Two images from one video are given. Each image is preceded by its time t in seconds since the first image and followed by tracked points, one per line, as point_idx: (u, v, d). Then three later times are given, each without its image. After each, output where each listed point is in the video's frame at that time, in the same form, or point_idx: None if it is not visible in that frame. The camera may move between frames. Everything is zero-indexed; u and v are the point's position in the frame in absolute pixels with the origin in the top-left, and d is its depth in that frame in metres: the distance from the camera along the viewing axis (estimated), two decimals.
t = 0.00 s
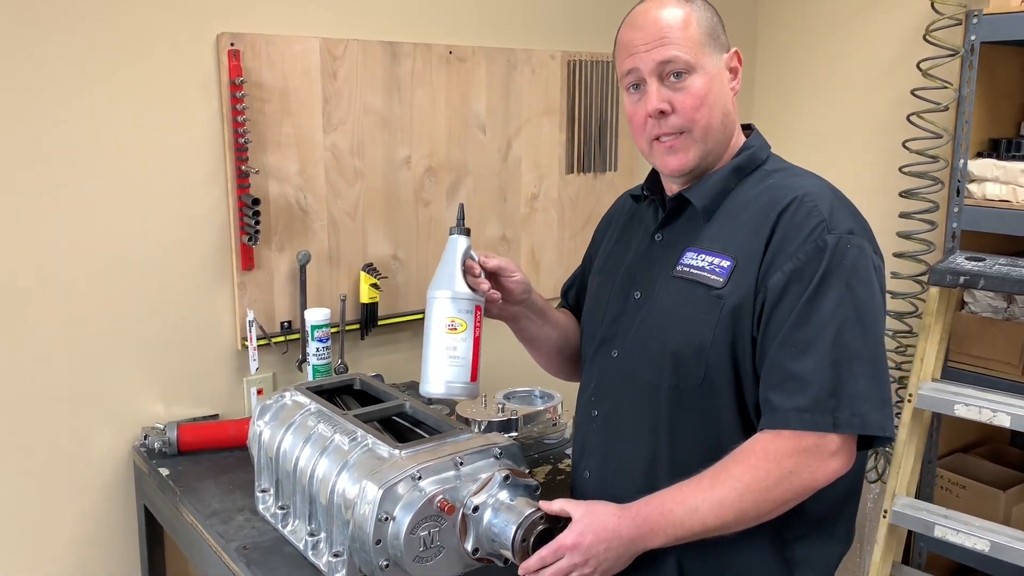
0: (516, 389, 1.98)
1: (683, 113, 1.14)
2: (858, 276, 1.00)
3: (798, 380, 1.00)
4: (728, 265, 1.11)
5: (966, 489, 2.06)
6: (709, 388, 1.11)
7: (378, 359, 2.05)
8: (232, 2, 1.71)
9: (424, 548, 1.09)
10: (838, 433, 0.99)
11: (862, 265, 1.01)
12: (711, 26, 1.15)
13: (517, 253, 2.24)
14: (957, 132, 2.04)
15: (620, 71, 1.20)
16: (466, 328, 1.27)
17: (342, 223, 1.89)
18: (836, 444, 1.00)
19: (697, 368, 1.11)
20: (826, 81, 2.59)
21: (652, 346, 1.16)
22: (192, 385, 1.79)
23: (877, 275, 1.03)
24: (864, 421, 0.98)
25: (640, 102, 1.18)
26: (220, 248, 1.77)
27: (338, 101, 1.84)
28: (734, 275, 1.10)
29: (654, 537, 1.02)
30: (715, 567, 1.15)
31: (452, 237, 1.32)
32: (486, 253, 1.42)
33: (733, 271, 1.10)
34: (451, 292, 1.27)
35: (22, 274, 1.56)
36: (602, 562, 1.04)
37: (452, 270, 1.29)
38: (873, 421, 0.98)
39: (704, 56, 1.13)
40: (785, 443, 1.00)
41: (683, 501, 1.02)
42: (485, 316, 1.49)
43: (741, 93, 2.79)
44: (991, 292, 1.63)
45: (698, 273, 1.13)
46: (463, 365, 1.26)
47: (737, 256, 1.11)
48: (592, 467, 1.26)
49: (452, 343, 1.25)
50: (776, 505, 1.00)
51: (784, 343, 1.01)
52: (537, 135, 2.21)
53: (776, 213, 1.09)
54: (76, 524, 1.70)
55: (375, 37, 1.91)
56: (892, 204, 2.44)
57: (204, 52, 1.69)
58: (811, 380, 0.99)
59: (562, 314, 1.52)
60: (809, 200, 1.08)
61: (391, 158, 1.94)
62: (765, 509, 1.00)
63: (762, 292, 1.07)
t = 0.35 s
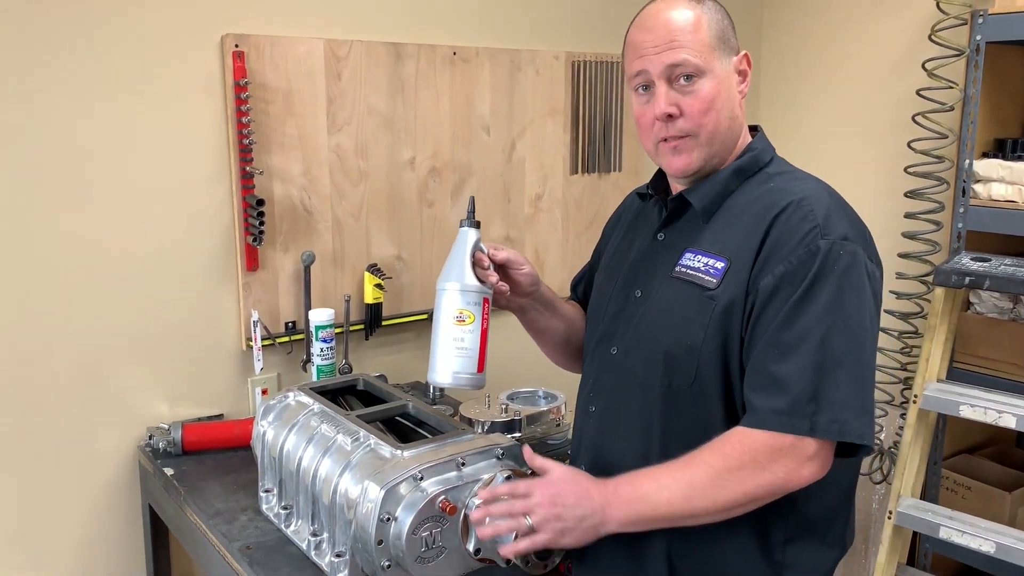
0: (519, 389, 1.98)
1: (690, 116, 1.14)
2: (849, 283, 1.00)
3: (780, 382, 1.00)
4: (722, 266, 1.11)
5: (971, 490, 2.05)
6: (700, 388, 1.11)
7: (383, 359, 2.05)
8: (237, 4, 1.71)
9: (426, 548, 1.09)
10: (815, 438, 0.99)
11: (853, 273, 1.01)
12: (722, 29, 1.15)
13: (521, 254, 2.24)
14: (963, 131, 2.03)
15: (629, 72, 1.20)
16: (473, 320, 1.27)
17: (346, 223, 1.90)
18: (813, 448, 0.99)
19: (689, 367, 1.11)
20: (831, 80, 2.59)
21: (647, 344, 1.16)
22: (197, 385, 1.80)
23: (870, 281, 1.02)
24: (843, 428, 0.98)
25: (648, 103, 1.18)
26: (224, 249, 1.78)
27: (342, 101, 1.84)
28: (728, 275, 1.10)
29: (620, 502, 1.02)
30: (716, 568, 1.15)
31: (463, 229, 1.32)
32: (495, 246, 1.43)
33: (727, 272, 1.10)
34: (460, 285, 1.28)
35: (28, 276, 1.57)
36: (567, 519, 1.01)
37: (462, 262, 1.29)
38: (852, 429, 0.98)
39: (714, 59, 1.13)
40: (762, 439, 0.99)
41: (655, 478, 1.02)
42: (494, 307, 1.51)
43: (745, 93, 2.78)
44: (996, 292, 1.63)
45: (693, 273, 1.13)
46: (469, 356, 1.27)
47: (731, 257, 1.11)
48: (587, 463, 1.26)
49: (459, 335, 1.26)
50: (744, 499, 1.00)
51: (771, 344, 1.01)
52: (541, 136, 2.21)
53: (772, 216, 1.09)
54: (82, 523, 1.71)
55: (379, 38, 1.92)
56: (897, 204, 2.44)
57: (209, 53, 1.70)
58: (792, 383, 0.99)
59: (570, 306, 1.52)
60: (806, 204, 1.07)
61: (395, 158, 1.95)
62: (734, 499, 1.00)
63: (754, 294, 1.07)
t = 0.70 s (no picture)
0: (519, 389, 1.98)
1: (696, 124, 1.13)
2: (842, 282, 0.99)
3: (769, 380, 0.99)
4: (721, 264, 1.10)
5: (974, 491, 2.04)
6: (698, 386, 1.11)
7: (383, 358, 2.05)
8: (237, 3, 1.71)
9: (422, 549, 1.09)
10: (798, 435, 0.98)
11: (848, 273, 1.00)
12: (724, 32, 1.14)
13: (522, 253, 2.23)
14: (966, 131, 2.02)
15: (632, 78, 1.18)
16: (482, 313, 1.27)
17: (346, 222, 1.89)
18: (799, 447, 0.99)
19: (688, 366, 1.11)
20: (834, 79, 2.58)
21: (647, 341, 1.16)
22: (196, 384, 1.80)
23: (866, 281, 1.01)
24: (827, 427, 0.97)
25: (653, 110, 1.17)
26: (224, 248, 1.78)
27: (342, 101, 1.84)
28: (727, 273, 1.09)
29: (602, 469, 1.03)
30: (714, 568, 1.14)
31: (474, 222, 1.32)
32: (507, 238, 1.42)
33: (726, 270, 1.09)
34: (469, 277, 1.28)
35: (27, 274, 1.57)
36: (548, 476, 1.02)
37: (473, 254, 1.29)
38: (835, 428, 0.97)
39: (718, 64, 1.12)
40: (748, 432, 0.99)
41: (642, 458, 1.03)
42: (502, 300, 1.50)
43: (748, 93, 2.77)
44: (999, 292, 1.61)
45: (693, 272, 1.13)
46: (477, 348, 1.27)
47: (730, 256, 1.10)
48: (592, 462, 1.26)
49: (468, 327, 1.26)
50: (724, 488, 1.00)
51: (761, 342, 1.01)
52: (542, 135, 2.21)
53: (771, 214, 1.08)
54: (81, 522, 1.71)
55: (379, 37, 1.91)
56: (900, 204, 2.42)
57: (209, 52, 1.69)
58: (780, 381, 0.98)
59: (580, 301, 1.52)
60: (805, 202, 1.06)
61: (396, 157, 1.94)
62: (715, 486, 1.00)
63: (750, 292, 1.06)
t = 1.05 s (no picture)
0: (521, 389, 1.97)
1: (704, 114, 1.12)
2: (853, 280, 0.98)
3: (783, 381, 0.98)
4: (729, 264, 1.09)
5: (978, 494, 2.02)
6: (707, 389, 1.10)
7: (384, 358, 2.05)
8: (238, 3, 1.71)
9: (419, 550, 1.09)
10: (817, 437, 0.97)
11: (858, 269, 0.99)
12: (734, 27, 1.14)
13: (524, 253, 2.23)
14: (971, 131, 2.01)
15: (641, 67, 1.18)
16: (487, 321, 1.26)
17: (347, 222, 1.89)
18: (814, 448, 0.98)
19: (697, 368, 1.10)
20: (838, 79, 2.57)
21: (655, 344, 1.15)
22: (197, 384, 1.80)
23: (875, 278, 1.00)
24: (845, 427, 0.96)
25: (660, 100, 1.16)
26: (224, 247, 1.78)
27: (343, 100, 1.84)
28: (734, 274, 1.08)
29: (629, 520, 1.03)
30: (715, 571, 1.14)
31: (476, 230, 1.31)
32: (508, 245, 1.42)
33: (733, 270, 1.09)
34: (473, 286, 1.27)
35: (27, 274, 1.57)
36: (581, 544, 1.03)
37: (478, 261, 1.27)
38: (854, 428, 0.96)
39: (727, 57, 1.12)
40: (768, 444, 0.98)
41: (658, 487, 1.02)
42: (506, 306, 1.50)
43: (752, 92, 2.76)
44: (1003, 293, 1.60)
45: (700, 273, 1.12)
46: (483, 357, 1.26)
47: (737, 256, 1.09)
48: (603, 466, 1.25)
49: (473, 336, 1.25)
50: (748, 504, 1.00)
51: (772, 342, 1.00)
52: (544, 135, 2.20)
53: (778, 212, 1.08)
54: (81, 521, 1.71)
55: (381, 36, 1.91)
56: (904, 204, 2.41)
57: (209, 52, 1.69)
58: (794, 382, 0.97)
59: (584, 305, 1.52)
60: (810, 200, 1.06)
61: (397, 157, 1.94)
62: (740, 504, 1.00)
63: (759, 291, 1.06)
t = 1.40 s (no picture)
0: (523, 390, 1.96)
1: (706, 118, 1.11)
2: (871, 281, 0.97)
3: (802, 384, 0.97)
4: (740, 266, 1.08)
5: (985, 496, 2.01)
6: (718, 391, 1.09)
7: (386, 359, 2.04)
8: (239, 2, 1.70)
9: (418, 553, 1.08)
10: (838, 440, 0.96)
11: (876, 270, 0.98)
12: (737, 28, 1.12)
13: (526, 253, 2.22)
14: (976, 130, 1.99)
15: (642, 74, 1.17)
16: (491, 309, 1.25)
17: (348, 222, 1.88)
18: (838, 451, 0.97)
19: (708, 371, 1.09)
20: (843, 79, 2.55)
21: (665, 347, 1.14)
22: (198, 384, 1.79)
23: (892, 278, 0.99)
24: (867, 429, 0.95)
25: (663, 105, 1.15)
26: (225, 247, 1.77)
27: (344, 100, 1.83)
28: (747, 276, 1.07)
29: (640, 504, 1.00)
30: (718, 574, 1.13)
31: (482, 217, 1.30)
32: (516, 234, 1.40)
33: (745, 272, 1.08)
34: (477, 273, 1.26)
35: (27, 274, 1.57)
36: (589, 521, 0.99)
37: (484, 247, 1.26)
38: (876, 430, 0.95)
39: (730, 59, 1.10)
40: (791, 442, 0.97)
41: (676, 478, 1.00)
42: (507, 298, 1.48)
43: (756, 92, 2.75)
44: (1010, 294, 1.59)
45: (711, 275, 1.11)
46: (484, 345, 1.25)
47: (749, 257, 1.08)
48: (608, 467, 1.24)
49: (476, 323, 1.24)
50: (767, 503, 0.98)
51: (790, 345, 0.99)
52: (547, 135, 2.19)
53: (791, 214, 1.06)
54: (81, 523, 1.70)
55: (382, 36, 1.90)
56: (909, 205, 2.40)
57: (210, 51, 1.69)
58: (813, 385, 0.96)
59: (585, 301, 1.50)
60: (824, 200, 1.05)
61: (399, 157, 1.93)
62: (758, 504, 0.98)
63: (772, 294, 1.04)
